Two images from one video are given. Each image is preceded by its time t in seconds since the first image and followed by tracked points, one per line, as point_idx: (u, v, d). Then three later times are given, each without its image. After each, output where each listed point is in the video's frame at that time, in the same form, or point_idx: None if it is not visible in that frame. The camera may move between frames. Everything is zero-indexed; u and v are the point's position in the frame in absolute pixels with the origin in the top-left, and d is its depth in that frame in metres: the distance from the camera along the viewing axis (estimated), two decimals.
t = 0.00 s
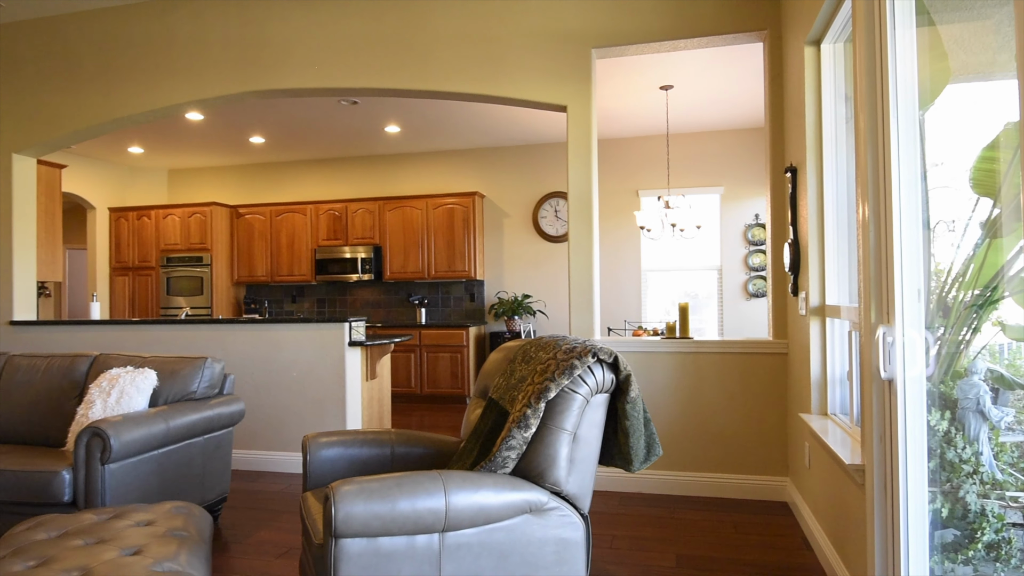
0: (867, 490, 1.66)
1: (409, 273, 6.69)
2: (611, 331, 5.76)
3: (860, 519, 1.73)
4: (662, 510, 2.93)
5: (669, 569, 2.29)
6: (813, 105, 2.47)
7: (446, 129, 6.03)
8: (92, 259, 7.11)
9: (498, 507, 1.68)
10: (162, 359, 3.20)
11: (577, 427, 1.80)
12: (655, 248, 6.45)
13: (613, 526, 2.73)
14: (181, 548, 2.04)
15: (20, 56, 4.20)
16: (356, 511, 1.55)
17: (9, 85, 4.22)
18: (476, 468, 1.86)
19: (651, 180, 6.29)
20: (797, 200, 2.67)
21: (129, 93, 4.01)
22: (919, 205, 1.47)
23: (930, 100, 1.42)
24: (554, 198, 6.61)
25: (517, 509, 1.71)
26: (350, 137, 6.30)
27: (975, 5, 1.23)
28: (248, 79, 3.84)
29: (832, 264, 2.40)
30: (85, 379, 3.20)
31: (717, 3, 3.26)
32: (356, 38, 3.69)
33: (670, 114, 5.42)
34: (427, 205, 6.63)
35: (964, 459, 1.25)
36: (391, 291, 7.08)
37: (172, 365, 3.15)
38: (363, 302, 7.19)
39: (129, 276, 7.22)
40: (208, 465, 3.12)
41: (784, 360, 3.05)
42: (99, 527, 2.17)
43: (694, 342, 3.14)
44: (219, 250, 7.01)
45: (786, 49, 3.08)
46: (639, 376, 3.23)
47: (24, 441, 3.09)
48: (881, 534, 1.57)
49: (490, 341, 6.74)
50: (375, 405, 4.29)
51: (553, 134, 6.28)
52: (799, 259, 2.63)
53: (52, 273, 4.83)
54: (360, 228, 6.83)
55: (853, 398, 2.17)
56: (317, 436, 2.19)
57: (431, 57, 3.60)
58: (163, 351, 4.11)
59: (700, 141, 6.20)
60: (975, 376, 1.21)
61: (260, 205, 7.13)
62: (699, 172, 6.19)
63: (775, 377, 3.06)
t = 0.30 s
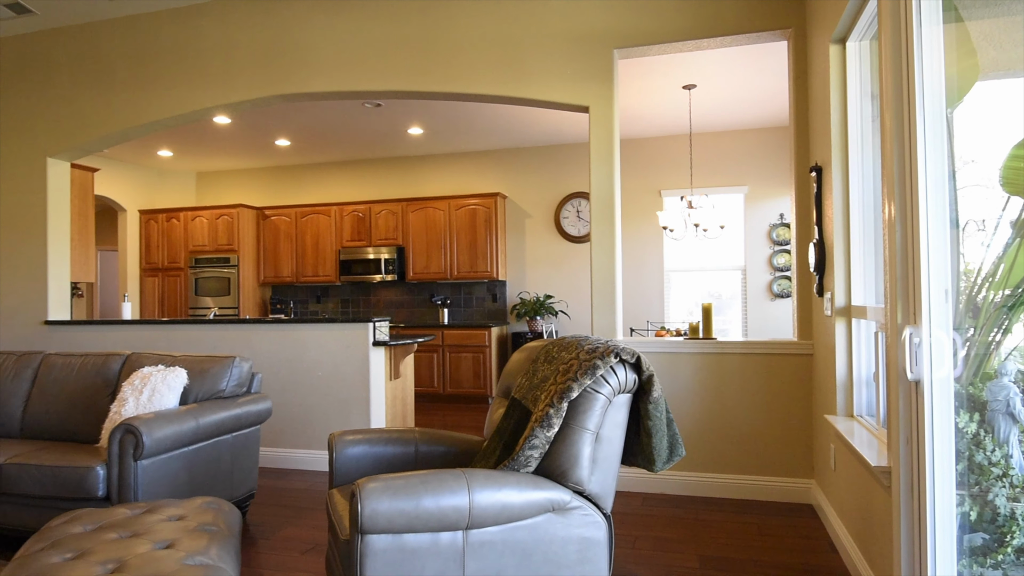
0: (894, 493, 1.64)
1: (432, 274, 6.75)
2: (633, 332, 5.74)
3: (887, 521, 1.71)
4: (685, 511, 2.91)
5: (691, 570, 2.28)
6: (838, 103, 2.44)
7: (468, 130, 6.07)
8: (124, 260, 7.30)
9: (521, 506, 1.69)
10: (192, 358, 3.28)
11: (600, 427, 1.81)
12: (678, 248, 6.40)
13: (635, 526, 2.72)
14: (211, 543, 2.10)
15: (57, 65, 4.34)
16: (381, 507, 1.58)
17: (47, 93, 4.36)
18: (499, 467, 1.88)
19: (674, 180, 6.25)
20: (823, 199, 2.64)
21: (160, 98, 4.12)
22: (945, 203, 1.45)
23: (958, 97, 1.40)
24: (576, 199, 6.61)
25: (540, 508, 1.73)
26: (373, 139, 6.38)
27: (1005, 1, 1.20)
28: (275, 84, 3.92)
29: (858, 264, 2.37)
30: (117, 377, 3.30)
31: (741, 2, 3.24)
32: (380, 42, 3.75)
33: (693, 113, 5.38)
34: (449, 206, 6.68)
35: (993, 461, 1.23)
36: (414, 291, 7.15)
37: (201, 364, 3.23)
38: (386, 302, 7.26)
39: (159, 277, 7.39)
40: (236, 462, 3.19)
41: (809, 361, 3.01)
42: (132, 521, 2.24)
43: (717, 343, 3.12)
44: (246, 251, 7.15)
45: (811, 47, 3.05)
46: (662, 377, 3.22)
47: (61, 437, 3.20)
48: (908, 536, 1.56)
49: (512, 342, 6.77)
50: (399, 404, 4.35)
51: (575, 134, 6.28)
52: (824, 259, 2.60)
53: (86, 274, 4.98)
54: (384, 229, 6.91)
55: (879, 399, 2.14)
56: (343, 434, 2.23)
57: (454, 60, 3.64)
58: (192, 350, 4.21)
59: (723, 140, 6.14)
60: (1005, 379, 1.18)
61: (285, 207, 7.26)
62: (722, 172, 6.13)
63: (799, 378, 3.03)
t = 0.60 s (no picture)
0: (923, 495, 1.62)
1: (456, 274, 6.80)
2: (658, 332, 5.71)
3: (916, 524, 1.69)
4: (711, 513, 2.90)
5: (716, 571, 2.28)
6: (867, 101, 2.40)
7: (492, 131, 6.10)
8: (156, 262, 7.50)
9: (546, 505, 1.71)
10: (223, 357, 3.37)
11: (624, 427, 1.82)
12: (703, 248, 6.35)
13: (659, 527, 2.72)
14: (242, 537, 2.16)
15: (94, 72, 4.49)
16: (409, 504, 1.61)
17: (85, 100, 4.51)
18: (523, 465, 1.90)
19: (699, 180, 6.19)
20: (851, 199, 2.60)
21: (192, 104, 4.23)
22: (976, 202, 1.43)
23: (989, 94, 1.37)
24: (600, 199, 6.60)
25: (565, 507, 1.74)
26: (398, 141, 6.46)
27: None
28: (303, 89, 4.00)
29: (887, 264, 2.33)
30: (151, 375, 3.41)
31: None
32: (405, 45, 3.80)
33: (718, 112, 5.34)
34: (473, 207, 6.72)
35: None
36: (438, 292, 7.21)
37: (232, 363, 3.32)
38: (411, 302, 7.34)
39: (189, 278, 7.56)
40: (266, 459, 3.27)
41: (837, 362, 2.97)
42: (168, 515, 2.32)
43: (743, 343, 3.10)
44: (274, 252, 7.30)
45: (838, 44, 3.01)
46: (687, 378, 3.20)
47: (97, 433, 3.32)
48: (938, 540, 1.53)
49: (536, 342, 6.79)
50: (424, 404, 4.40)
51: (598, 134, 6.27)
52: (852, 259, 2.56)
53: (120, 275, 5.14)
54: (408, 230, 6.99)
55: (909, 400, 2.10)
56: (370, 432, 2.27)
57: (478, 62, 3.67)
58: (223, 349, 4.32)
59: (749, 139, 6.07)
60: None
61: (312, 209, 7.38)
62: (748, 171, 6.06)
63: (827, 379, 2.99)
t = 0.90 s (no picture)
0: (951, 498, 1.60)
1: (478, 275, 6.84)
2: (681, 333, 5.67)
3: (943, 527, 1.67)
4: (735, 514, 2.88)
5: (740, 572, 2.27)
6: (894, 99, 2.37)
7: (514, 132, 6.13)
8: (185, 263, 7.67)
9: (568, 503, 1.73)
10: (251, 356, 3.45)
11: (647, 427, 1.83)
12: (727, 248, 6.29)
13: (682, 528, 2.71)
14: (271, 532, 2.22)
15: (126, 78, 4.62)
16: (433, 501, 1.64)
17: (117, 105, 4.64)
18: (547, 464, 1.92)
19: (722, 179, 6.13)
20: (877, 199, 2.57)
21: (220, 108, 4.33)
22: (1005, 201, 1.41)
23: (1018, 91, 1.34)
24: (623, 199, 6.59)
25: (588, 506, 1.75)
26: (421, 142, 6.52)
27: None
28: (327, 92, 4.07)
29: (914, 264, 2.29)
30: (181, 373, 3.50)
31: None
32: (429, 48, 3.84)
33: (742, 112, 5.29)
34: (495, 207, 6.76)
35: None
36: (460, 292, 7.26)
37: (260, 362, 3.39)
38: (433, 302, 7.40)
39: (216, 278, 7.72)
40: (293, 456, 3.34)
41: (863, 363, 2.93)
42: (199, 511, 2.39)
43: (767, 344, 3.07)
44: (299, 253, 7.42)
45: (864, 42, 2.97)
46: (710, 379, 3.18)
47: (131, 430, 3.42)
48: (965, 543, 1.52)
49: (558, 342, 6.79)
50: (446, 403, 4.44)
51: (620, 134, 6.26)
52: (879, 259, 2.52)
53: (150, 276, 5.27)
54: (431, 231, 7.05)
55: (937, 402, 2.07)
56: (394, 430, 2.31)
57: (501, 63, 3.70)
58: (250, 348, 4.41)
59: (774, 137, 6.00)
60: None
61: (336, 210, 7.49)
62: (773, 170, 5.99)
63: (853, 381, 2.95)
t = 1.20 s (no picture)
0: (982, 502, 1.58)
1: (501, 275, 6.87)
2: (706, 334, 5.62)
3: (974, 531, 1.64)
4: (760, 517, 2.85)
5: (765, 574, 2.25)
6: (923, 97, 2.33)
7: (537, 133, 6.15)
8: (214, 264, 7.84)
9: (593, 503, 1.74)
10: (280, 355, 3.53)
11: (671, 427, 1.84)
12: (752, 248, 6.22)
13: (706, 529, 2.70)
14: (300, 528, 2.27)
15: (159, 84, 4.75)
16: (459, 499, 1.67)
17: (150, 111, 4.78)
18: (571, 464, 1.94)
19: (747, 178, 6.06)
20: (906, 198, 2.53)
21: (248, 113, 4.44)
22: None
23: None
24: (647, 199, 6.56)
25: (612, 505, 1.77)
26: (444, 144, 6.58)
27: None
28: (353, 96, 4.14)
29: (944, 264, 2.25)
30: (212, 372, 3.59)
31: None
32: (453, 50, 3.89)
33: (767, 110, 5.23)
34: (519, 208, 6.78)
35: None
36: (484, 292, 7.30)
37: (288, 361, 3.47)
38: (457, 303, 7.45)
39: (244, 279, 7.87)
40: (320, 454, 3.41)
41: (892, 364, 2.89)
42: (230, 506, 2.46)
43: (793, 344, 3.04)
44: (325, 254, 7.53)
45: (893, 38, 2.93)
46: (735, 380, 3.15)
47: (164, 426, 3.53)
48: (996, 548, 1.49)
49: (581, 343, 6.80)
50: (470, 403, 4.48)
51: (644, 134, 6.23)
52: (908, 259, 2.48)
53: (181, 277, 5.41)
54: (455, 232, 7.11)
55: (967, 404, 2.03)
56: (420, 429, 2.34)
57: (524, 65, 3.73)
58: (278, 348, 4.51)
59: (800, 136, 5.91)
60: None
61: (361, 212, 7.59)
62: (799, 169, 5.91)
63: (881, 383, 2.91)
